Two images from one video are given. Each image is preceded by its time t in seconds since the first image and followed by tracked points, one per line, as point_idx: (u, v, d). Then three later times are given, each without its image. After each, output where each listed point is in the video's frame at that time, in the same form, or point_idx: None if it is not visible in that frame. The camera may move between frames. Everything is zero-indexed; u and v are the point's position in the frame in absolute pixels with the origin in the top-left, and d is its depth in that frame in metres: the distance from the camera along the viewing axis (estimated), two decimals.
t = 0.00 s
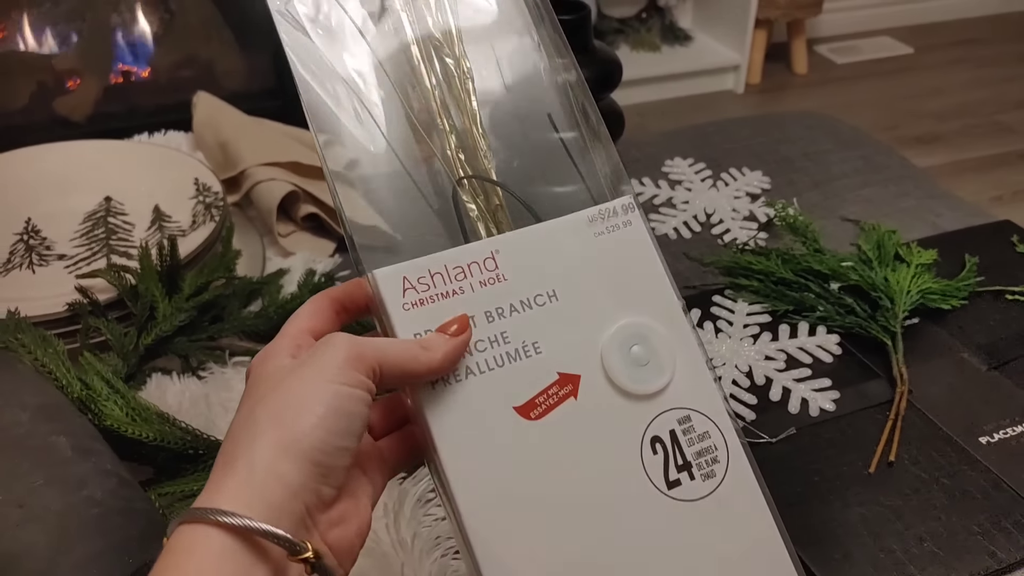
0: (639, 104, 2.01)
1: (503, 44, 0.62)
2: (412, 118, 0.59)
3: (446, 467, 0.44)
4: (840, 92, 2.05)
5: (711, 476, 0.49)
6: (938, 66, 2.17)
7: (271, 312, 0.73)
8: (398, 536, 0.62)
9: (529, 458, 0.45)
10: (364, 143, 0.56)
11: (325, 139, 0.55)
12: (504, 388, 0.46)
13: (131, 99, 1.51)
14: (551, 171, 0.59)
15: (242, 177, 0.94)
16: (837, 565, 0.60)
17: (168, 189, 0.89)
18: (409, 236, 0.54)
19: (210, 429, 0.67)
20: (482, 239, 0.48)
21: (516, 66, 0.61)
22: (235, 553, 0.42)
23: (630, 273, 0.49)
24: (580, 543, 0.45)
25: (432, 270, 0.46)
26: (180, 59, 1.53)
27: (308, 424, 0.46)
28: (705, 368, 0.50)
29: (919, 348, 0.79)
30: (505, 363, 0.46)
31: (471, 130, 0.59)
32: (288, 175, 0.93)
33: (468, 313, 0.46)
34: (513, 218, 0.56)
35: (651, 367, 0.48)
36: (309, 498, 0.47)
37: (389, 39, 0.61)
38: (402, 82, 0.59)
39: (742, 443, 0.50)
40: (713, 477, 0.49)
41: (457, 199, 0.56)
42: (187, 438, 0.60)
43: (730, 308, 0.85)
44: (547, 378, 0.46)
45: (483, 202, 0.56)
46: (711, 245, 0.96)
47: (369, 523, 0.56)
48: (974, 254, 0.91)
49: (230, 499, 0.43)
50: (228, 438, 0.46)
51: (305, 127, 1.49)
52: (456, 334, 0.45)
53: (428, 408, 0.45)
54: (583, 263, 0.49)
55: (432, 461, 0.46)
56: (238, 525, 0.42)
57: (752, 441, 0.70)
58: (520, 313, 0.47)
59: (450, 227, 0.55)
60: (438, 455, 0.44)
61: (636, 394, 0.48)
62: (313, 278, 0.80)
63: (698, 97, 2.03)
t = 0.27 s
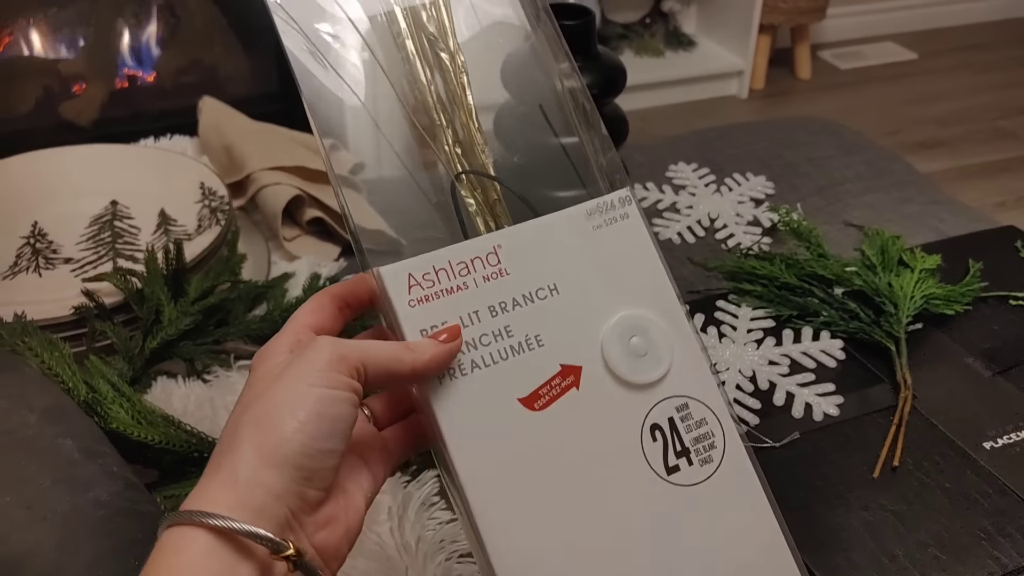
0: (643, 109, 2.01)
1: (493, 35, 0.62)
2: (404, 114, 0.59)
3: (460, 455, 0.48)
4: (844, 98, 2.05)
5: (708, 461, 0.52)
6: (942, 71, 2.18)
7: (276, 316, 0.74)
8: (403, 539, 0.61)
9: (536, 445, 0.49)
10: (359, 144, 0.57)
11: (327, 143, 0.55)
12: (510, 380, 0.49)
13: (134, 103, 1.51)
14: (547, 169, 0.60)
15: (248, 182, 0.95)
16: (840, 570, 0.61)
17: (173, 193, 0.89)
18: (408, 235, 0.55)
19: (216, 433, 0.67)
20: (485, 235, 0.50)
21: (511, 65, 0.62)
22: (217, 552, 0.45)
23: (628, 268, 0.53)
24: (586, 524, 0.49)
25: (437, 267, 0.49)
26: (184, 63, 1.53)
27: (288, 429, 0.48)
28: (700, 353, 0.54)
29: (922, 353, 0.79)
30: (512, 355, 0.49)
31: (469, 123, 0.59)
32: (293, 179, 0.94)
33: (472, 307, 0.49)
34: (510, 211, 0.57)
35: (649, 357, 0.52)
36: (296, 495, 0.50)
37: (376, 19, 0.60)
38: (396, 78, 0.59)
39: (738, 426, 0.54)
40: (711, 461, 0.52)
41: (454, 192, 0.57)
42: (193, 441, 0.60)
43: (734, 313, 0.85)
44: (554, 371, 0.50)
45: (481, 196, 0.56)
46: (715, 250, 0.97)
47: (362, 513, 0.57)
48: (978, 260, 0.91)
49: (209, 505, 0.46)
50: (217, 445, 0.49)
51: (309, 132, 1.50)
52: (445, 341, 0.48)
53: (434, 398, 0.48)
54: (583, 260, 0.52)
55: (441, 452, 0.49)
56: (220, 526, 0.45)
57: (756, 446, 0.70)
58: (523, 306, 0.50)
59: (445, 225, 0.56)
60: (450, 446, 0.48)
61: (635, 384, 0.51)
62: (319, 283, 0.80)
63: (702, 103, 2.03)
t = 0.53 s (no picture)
0: (645, 114, 2.01)
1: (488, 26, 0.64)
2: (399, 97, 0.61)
3: (465, 432, 0.48)
4: (847, 103, 2.05)
5: (706, 428, 0.53)
6: (944, 77, 2.18)
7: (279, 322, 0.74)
8: (403, 547, 0.61)
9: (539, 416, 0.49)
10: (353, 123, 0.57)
11: (335, 149, 0.56)
12: (511, 350, 0.49)
13: (138, 109, 1.50)
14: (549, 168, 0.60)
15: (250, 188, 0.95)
16: None
17: (176, 199, 0.90)
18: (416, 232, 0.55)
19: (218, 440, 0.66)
20: (482, 209, 0.51)
21: (513, 72, 0.63)
22: (206, 522, 0.47)
23: (623, 241, 0.53)
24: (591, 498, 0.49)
25: (437, 240, 0.49)
26: (188, 69, 1.53)
27: (280, 410, 0.50)
28: (696, 323, 0.55)
29: (924, 360, 0.79)
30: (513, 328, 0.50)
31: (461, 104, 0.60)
32: (295, 185, 0.94)
33: (470, 280, 0.49)
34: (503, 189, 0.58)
35: (645, 328, 0.52)
36: (282, 469, 0.52)
37: (379, 25, 0.62)
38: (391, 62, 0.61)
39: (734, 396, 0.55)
40: (708, 428, 0.53)
41: (449, 169, 0.58)
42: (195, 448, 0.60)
43: (736, 320, 0.85)
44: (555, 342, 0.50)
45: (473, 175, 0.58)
46: (717, 256, 0.97)
47: (350, 491, 0.61)
48: (980, 267, 0.91)
49: (200, 477, 0.48)
50: (209, 421, 0.51)
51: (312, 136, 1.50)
52: (447, 345, 0.48)
53: (442, 384, 0.48)
54: (579, 232, 0.53)
55: (447, 431, 0.50)
56: (207, 498, 0.47)
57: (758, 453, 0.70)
58: (522, 278, 0.51)
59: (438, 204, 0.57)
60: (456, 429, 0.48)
61: (632, 354, 0.52)
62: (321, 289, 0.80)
63: (705, 108, 2.03)
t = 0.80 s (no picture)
0: (647, 118, 2.01)
1: None
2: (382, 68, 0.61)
3: (450, 420, 0.49)
4: (849, 108, 2.05)
5: (681, 400, 0.54)
6: (946, 81, 2.18)
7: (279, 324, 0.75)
8: (402, 552, 0.61)
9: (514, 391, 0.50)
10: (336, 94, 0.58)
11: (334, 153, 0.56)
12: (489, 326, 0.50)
13: (140, 110, 1.50)
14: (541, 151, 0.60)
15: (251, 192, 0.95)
16: None
17: (177, 203, 0.90)
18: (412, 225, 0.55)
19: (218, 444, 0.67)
20: (460, 182, 0.51)
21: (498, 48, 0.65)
22: (184, 486, 0.47)
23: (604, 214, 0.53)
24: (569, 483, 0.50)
25: (416, 213, 0.49)
26: (190, 73, 1.54)
27: (257, 378, 0.49)
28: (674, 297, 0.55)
29: (925, 365, 0.79)
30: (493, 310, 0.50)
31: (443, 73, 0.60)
32: (296, 189, 0.94)
33: (450, 252, 0.50)
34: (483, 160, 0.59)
35: (624, 301, 0.52)
36: (260, 435, 0.51)
37: None
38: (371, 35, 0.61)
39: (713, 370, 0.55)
40: (684, 401, 0.54)
41: (430, 139, 0.58)
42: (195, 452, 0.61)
43: (736, 324, 0.85)
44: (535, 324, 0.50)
45: (454, 145, 0.58)
46: (718, 261, 0.97)
47: (329, 458, 0.60)
48: (981, 272, 0.91)
49: (177, 444, 0.47)
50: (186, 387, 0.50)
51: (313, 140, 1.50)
52: (425, 318, 0.48)
53: (420, 355, 0.49)
54: (560, 204, 0.52)
55: (430, 415, 0.50)
56: (188, 462, 0.47)
57: (758, 458, 0.70)
58: (502, 250, 0.51)
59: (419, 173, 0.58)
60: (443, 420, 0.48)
61: (609, 327, 0.52)
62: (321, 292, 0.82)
63: (706, 112, 2.03)
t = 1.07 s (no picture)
0: (649, 121, 2.01)
1: None
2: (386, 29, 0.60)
3: (445, 399, 0.49)
4: (851, 111, 2.05)
5: (672, 370, 0.54)
6: (949, 85, 2.17)
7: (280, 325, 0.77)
8: (404, 555, 0.62)
9: (506, 355, 0.50)
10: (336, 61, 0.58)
11: (340, 157, 0.56)
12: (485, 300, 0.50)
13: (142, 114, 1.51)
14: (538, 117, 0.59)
15: (254, 195, 0.95)
16: None
17: (179, 205, 0.90)
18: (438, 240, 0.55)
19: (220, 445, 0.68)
20: (462, 143, 0.51)
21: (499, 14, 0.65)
22: (178, 434, 0.48)
23: (603, 182, 0.53)
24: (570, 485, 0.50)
25: (413, 173, 0.50)
26: (192, 76, 1.54)
27: (251, 331, 0.50)
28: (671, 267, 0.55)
29: (927, 368, 0.79)
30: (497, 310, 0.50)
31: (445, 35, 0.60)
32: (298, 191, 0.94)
33: (446, 216, 0.50)
34: (484, 124, 0.59)
35: (619, 271, 0.53)
36: (253, 387, 0.53)
37: None
38: None
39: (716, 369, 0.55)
40: (676, 371, 0.54)
41: (430, 102, 0.58)
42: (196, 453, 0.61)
43: (739, 327, 0.85)
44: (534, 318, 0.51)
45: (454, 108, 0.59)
46: (720, 263, 0.97)
47: (322, 416, 0.61)
48: (984, 275, 0.91)
49: (171, 393, 0.48)
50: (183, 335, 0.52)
51: (316, 143, 1.50)
52: (419, 276, 0.49)
53: (412, 317, 0.49)
54: (558, 171, 0.53)
55: (433, 411, 0.51)
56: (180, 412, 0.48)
57: (760, 461, 0.70)
58: (498, 216, 0.51)
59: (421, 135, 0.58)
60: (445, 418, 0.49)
61: (605, 296, 0.52)
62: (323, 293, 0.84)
63: (709, 115, 2.03)
